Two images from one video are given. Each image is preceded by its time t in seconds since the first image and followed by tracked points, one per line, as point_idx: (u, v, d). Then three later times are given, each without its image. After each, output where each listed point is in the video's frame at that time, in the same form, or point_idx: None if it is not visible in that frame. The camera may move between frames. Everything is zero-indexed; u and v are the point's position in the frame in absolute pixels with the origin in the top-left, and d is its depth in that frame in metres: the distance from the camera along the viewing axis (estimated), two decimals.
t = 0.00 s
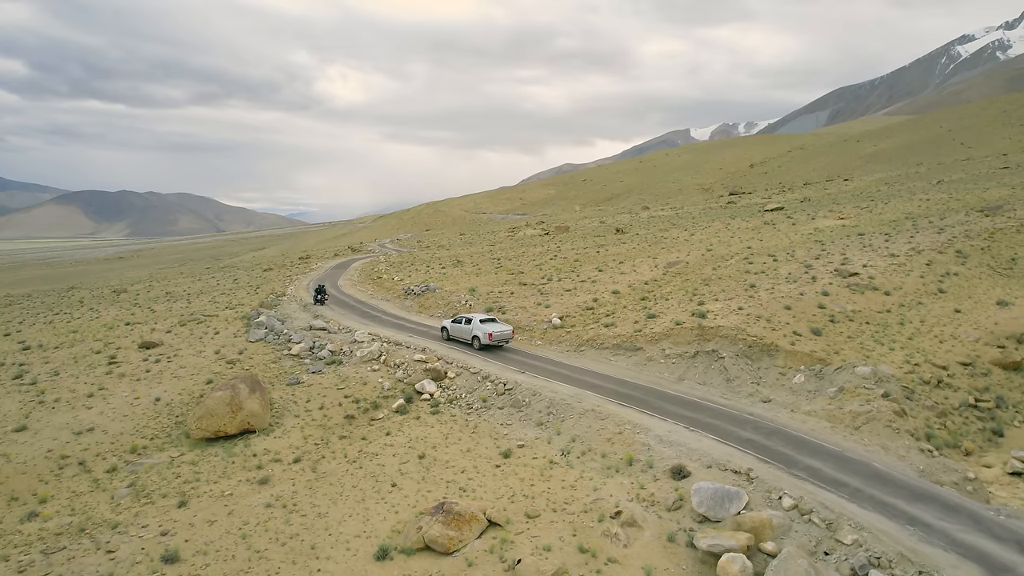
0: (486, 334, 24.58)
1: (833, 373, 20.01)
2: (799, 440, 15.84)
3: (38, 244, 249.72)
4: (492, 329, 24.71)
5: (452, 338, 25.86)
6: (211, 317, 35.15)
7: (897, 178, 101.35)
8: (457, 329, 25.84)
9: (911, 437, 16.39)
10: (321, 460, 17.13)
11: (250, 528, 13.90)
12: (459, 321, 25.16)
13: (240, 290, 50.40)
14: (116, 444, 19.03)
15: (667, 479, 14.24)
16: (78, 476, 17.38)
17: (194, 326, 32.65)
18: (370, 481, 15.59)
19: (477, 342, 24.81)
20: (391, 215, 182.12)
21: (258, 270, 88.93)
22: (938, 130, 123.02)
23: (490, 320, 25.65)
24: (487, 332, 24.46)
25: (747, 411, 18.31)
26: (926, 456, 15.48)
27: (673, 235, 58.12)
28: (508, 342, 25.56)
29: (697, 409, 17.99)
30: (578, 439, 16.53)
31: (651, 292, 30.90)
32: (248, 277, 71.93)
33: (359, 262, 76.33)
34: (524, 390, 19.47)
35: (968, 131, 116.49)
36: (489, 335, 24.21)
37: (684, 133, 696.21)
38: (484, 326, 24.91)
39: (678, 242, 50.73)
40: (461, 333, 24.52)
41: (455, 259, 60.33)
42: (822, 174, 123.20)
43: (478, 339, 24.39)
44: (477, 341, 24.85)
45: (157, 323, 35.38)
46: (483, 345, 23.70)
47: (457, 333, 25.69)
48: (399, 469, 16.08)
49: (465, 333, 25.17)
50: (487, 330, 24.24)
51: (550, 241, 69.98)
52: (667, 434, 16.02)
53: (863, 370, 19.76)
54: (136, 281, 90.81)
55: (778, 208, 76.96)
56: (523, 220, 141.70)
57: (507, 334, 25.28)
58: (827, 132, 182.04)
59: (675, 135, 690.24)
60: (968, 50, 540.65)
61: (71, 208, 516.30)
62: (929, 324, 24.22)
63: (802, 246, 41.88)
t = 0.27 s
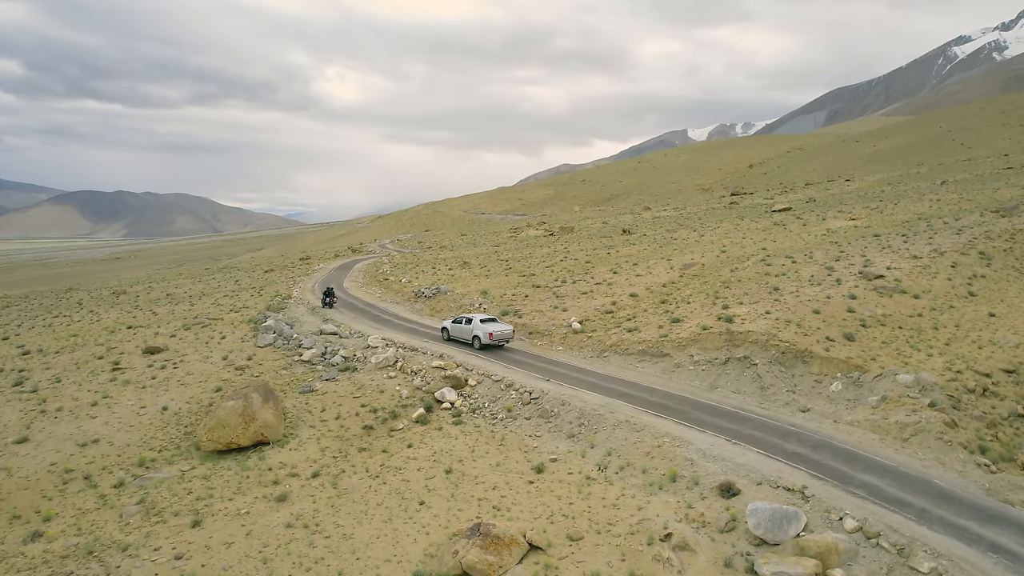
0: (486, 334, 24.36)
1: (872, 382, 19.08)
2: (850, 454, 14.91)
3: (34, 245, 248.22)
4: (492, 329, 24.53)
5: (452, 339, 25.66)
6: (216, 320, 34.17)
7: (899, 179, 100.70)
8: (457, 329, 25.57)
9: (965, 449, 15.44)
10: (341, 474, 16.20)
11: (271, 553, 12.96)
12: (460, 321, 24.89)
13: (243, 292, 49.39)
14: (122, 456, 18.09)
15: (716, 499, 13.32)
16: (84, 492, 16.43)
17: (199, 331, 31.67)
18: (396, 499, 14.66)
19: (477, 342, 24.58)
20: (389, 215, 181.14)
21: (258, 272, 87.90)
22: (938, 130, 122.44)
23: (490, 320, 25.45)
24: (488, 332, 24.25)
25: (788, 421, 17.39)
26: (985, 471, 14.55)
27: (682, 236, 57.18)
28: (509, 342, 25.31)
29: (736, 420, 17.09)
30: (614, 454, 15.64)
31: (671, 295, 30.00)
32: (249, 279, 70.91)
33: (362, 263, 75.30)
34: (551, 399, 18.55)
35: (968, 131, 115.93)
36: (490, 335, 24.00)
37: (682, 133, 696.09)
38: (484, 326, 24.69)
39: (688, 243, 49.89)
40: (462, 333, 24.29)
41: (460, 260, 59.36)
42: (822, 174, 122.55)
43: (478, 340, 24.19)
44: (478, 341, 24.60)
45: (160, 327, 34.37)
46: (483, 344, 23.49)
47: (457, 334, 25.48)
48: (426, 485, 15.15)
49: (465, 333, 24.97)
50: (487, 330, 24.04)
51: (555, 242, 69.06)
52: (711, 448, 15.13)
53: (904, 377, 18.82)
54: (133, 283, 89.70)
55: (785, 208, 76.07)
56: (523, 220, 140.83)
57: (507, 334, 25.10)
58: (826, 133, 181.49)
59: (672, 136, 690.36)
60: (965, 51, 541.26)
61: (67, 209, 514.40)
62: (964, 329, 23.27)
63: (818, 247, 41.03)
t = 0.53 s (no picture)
0: (487, 334, 24.28)
1: (908, 388, 18.30)
2: (898, 467, 14.18)
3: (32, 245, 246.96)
4: (493, 329, 24.40)
5: (452, 339, 25.54)
6: (221, 324, 33.37)
7: (900, 179, 100.15)
8: (458, 329, 25.51)
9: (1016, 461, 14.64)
10: (361, 488, 15.45)
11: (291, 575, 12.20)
12: (461, 321, 24.83)
13: (246, 294, 48.59)
14: (130, 468, 17.34)
15: (762, 517, 12.55)
16: (90, 507, 15.66)
17: (204, 334, 30.91)
18: (421, 516, 13.90)
19: (478, 343, 24.49)
20: (389, 215, 180.34)
21: (259, 273, 87.06)
22: (937, 130, 121.98)
23: (491, 321, 25.34)
24: (489, 332, 24.11)
25: (825, 431, 16.67)
26: None
27: (690, 237, 56.42)
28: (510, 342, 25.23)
29: (773, 430, 16.36)
30: (648, 467, 14.92)
31: (689, 298, 29.28)
32: (250, 280, 70.01)
33: (363, 264, 74.42)
34: (577, 408, 17.82)
35: (968, 132, 115.43)
36: (490, 335, 23.93)
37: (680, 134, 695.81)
38: (485, 326, 24.61)
39: (697, 244, 49.17)
40: (463, 333, 24.23)
41: (466, 261, 58.57)
42: (821, 175, 121.97)
43: (478, 340, 24.11)
44: (479, 342, 24.52)
45: (164, 330, 33.54)
46: (483, 344, 23.37)
47: (458, 334, 25.36)
48: (452, 500, 14.40)
49: (466, 333, 24.84)
50: (488, 330, 23.93)
51: (559, 243, 68.28)
52: (751, 461, 14.40)
53: (943, 384, 18.03)
54: (132, 284, 88.84)
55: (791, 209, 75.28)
56: (523, 221, 140.01)
57: (508, 334, 25.00)
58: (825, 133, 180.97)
59: (670, 136, 690.15)
60: (963, 51, 541.64)
61: (65, 209, 512.78)
62: (996, 332, 22.51)
63: (832, 249, 40.36)
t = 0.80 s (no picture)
0: (487, 334, 24.13)
1: (954, 396, 17.43)
2: (960, 483, 13.37)
3: (29, 245, 245.85)
4: (494, 329, 24.28)
5: (453, 339, 25.42)
6: (227, 327, 32.45)
7: (904, 179, 99.49)
8: (459, 330, 25.38)
9: None
10: (388, 504, 14.62)
11: None
12: (462, 321, 24.68)
13: (250, 296, 47.70)
14: (140, 482, 16.49)
15: (824, 539, 11.69)
16: (100, 525, 14.77)
17: (212, 338, 30.04)
18: (456, 536, 13.07)
19: (479, 343, 24.34)
20: (388, 215, 179.43)
21: (259, 274, 86.14)
22: (937, 130, 121.59)
23: (492, 321, 25.22)
24: (489, 332, 23.98)
25: (873, 442, 15.88)
26: None
27: (698, 238, 55.62)
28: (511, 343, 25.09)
29: (819, 441, 15.56)
30: (692, 483, 14.14)
31: (712, 302, 28.46)
32: (251, 281, 69.00)
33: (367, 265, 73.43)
34: (610, 419, 17.05)
35: (967, 132, 115.04)
36: (491, 335, 23.80)
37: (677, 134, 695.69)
38: (486, 326, 24.44)
39: (709, 245, 48.32)
40: (464, 333, 24.09)
41: (472, 262, 57.73)
42: (821, 176, 121.43)
43: (479, 340, 23.96)
44: (479, 342, 24.36)
45: (169, 334, 32.64)
46: (484, 344, 23.23)
47: (460, 335, 25.21)
48: (487, 519, 13.59)
49: (467, 334, 24.71)
50: (488, 330, 23.80)
51: (565, 244, 67.49)
52: (802, 476, 13.61)
53: (992, 392, 17.15)
54: (131, 285, 87.80)
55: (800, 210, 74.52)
56: (524, 221, 139.23)
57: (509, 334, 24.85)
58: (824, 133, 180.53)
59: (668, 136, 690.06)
60: (959, 52, 542.29)
61: (61, 209, 510.84)
62: None
63: (848, 250, 39.66)
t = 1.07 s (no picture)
0: (488, 335, 24.06)
1: (997, 404, 16.67)
2: (1019, 498, 12.68)
3: (28, 246, 245.22)
4: (495, 329, 24.18)
5: (454, 339, 25.36)
6: (233, 331, 31.70)
7: (908, 179, 98.97)
8: (460, 330, 25.31)
9: None
10: (414, 520, 13.94)
11: None
12: (463, 321, 24.62)
13: (254, 298, 46.99)
14: (151, 495, 15.78)
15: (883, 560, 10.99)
16: (111, 541, 14.05)
17: (219, 342, 29.32)
18: (489, 555, 12.39)
19: (480, 343, 24.28)
20: (388, 215, 178.72)
21: (260, 274, 85.42)
22: (938, 130, 121.09)
23: (493, 321, 25.14)
24: (490, 332, 23.92)
25: (917, 453, 15.22)
26: None
27: (707, 238, 54.92)
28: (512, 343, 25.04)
29: (862, 452, 14.92)
30: (734, 498, 13.47)
31: (733, 305, 27.76)
32: (253, 282, 68.21)
33: (370, 266, 72.67)
34: (641, 429, 16.41)
35: (967, 132, 114.66)
36: (492, 335, 23.73)
37: (675, 134, 695.39)
38: (487, 326, 24.37)
39: (721, 246, 47.60)
40: (464, 333, 24.04)
41: (478, 263, 56.99)
42: (821, 176, 120.96)
43: (479, 340, 23.89)
44: (480, 342, 24.30)
45: (174, 338, 31.90)
46: (485, 344, 23.17)
47: (461, 335, 25.12)
48: (520, 537, 12.91)
49: (468, 334, 24.64)
50: (488, 330, 23.76)
51: (570, 244, 66.75)
52: (852, 490, 12.93)
53: None
54: (131, 286, 87.00)
55: (808, 210, 73.82)
56: (525, 221, 138.60)
57: (510, 334, 24.76)
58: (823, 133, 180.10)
59: (666, 137, 689.77)
60: (957, 52, 542.61)
61: (59, 210, 509.32)
62: None
63: (863, 251, 39.03)
